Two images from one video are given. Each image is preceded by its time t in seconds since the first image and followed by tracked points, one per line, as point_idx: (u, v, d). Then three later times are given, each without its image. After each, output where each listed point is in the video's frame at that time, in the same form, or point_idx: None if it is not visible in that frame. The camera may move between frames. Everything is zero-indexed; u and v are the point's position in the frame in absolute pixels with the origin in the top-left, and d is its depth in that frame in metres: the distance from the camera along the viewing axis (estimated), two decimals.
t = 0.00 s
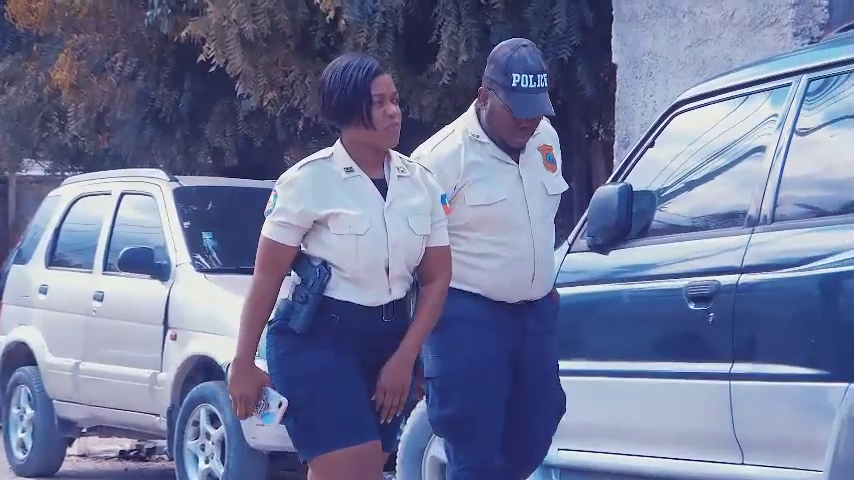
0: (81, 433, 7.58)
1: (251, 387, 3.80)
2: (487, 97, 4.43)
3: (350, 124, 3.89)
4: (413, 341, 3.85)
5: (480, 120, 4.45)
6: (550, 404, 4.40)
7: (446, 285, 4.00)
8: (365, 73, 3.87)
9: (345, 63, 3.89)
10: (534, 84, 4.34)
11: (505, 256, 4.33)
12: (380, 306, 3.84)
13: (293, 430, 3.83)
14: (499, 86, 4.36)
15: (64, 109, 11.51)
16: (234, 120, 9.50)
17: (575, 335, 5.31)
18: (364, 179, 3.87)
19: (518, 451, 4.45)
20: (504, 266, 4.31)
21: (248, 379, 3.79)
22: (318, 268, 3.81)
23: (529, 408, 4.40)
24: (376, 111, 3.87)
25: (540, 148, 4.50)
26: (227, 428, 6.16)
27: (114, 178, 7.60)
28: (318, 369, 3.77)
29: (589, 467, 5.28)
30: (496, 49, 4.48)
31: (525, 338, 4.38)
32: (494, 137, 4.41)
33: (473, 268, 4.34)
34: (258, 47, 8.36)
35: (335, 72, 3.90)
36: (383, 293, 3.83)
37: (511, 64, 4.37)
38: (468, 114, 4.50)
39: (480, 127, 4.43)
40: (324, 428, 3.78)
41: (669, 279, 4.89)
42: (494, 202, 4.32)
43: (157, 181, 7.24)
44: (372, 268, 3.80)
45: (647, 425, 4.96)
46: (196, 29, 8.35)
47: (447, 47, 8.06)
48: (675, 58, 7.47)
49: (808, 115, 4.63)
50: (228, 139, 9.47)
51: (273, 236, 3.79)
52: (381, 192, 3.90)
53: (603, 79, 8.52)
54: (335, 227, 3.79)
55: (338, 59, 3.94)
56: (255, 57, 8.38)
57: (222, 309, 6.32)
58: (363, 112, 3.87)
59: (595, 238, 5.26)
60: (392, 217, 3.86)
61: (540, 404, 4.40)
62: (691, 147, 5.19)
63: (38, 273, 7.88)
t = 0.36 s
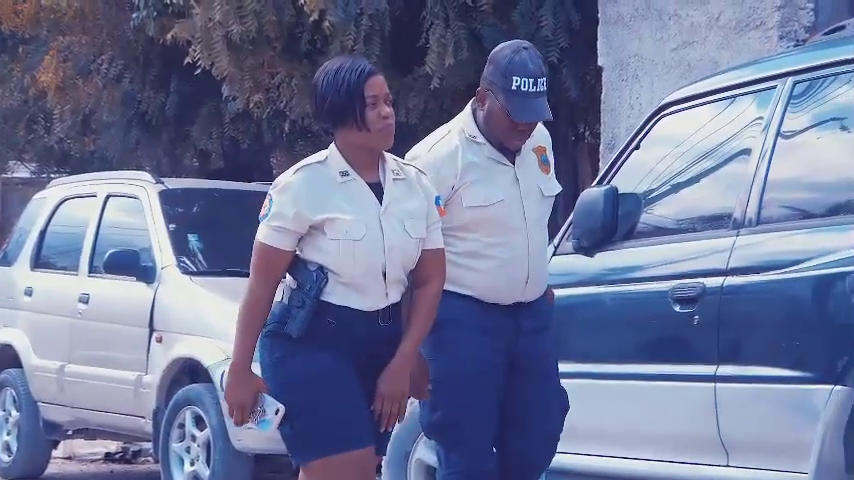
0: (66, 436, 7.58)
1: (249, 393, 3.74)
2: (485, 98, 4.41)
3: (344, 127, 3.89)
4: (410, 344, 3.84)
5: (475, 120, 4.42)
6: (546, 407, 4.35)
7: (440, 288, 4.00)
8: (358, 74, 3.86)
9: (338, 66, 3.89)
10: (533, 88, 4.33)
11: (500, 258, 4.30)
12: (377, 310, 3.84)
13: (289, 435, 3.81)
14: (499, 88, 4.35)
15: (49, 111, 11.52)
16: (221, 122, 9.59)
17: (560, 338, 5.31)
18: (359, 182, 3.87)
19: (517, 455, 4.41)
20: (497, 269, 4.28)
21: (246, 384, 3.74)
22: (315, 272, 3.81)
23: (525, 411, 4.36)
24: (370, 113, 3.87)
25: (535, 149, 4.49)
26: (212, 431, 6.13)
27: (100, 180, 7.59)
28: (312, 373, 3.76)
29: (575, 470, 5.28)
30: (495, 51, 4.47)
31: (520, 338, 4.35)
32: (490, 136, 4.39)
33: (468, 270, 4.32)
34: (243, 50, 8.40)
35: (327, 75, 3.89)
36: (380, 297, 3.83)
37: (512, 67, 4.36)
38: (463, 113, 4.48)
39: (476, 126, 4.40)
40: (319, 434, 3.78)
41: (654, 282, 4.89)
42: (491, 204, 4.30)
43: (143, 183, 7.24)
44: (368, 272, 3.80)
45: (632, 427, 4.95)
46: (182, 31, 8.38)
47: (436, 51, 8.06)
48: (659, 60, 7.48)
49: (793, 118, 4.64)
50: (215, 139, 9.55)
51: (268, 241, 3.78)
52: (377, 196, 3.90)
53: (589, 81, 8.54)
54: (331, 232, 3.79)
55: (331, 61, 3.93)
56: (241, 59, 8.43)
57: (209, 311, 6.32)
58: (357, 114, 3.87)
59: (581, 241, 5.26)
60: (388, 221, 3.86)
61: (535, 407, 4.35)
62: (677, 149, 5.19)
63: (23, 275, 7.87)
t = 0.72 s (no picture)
0: (43, 440, 7.57)
1: (241, 399, 3.64)
2: (479, 101, 4.33)
3: (332, 126, 3.82)
4: (405, 347, 3.79)
5: (468, 122, 4.34)
6: (537, 416, 4.20)
7: (430, 289, 3.94)
8: (346, 73, 3.79)
9: (325, 64, 3.81)
10: (529, 91, 4.25)
11: (491, 257, 4.23)
12: (369, 312, 3.78)
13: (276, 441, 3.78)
14: (495, 91, 4.26)
15: (28, 114, 11.51)
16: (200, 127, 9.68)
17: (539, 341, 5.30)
18: (349, 183, 3.80)
19: (510, 468, 4.27)
20: (488, 272, 4.20)
21: (238, 390, 3.63)
22: (307, 273, 3.73)
23: (516, 419, 4.23)
24: (359, 112, 3.79)
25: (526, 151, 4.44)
26: (191, 436, 6.12)
27: (78, 184, 7.58)
28: (306, 377, 3.70)
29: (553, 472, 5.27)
30: (491, 53, 4.38)
31: (509, 342, 4.25)
32: (482, 140, 4.30)
33: (459, 269, 4.23)
34: (222, 52, 8.43)
35: (314, 73, 3.81)
36: (373, 299, 3.77)
37: (508, 69, 4.27)
38: (455, 114, 4.39)
39: (468, 127, 4.32)
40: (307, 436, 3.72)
41: (631, 284, 4.89)
42: (482, 205, 4.22)
43: (122, 187, 7.23)
44: (361, 273, 3.74)
45: (610, 430, 4.94)
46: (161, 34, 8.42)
47: (418, 54, 8.06)
48: (640, 63, 7.56)
49: (771, 121, 4.63)
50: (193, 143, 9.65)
51: (258, 243, 3.70)
52: (368, 196, 3.83)
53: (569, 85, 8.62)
54: (324, 233, 3.72)
55: (318, 60, 3.85)
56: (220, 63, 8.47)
57: (187, 316, 6.31)
58: (346, 113, 3.79)
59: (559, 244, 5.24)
60: (380, 221, 3.80)
61: (526, 416, 4.21)
62: (657, 152, 5.16)
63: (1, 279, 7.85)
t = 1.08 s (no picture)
0: (21, 442, 7.57)
1: (235, 400, 3.54)
2: (471, 102, 4.25)
3: (316, 122, 3.71)
4: (399, 343, 3.74)
5: (459, 123, 4.26)
6: (525, 417, 4.14)
7: (418, 287, 3.85)
8: (333, 69, 3.69)
9: (310, 60, 3.71)
10: (521, 94, 4.18)
11: (481, 259, 4.16)
12: (357, 310, 3.66)
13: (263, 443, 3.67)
14: (488, 93, 4.19)
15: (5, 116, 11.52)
16: (177, 129, 9.68)
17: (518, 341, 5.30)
18: (336, 180, 3.68)
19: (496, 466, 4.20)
20: (478, 272, 4.13)
21: (231, 391, 3.53)
22: (294, 271, 3.62)
23: (503, 422, 4.16)
24: (345, 109, 3.69)
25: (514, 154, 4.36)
26: (169, 438, 6.11)
27: (55, 187, 7.58)
28: (293, 377, 3.60)
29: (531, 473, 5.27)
30: (484, 54, 4.30)
31: (495, 343, 4.18)
32: (473, 142, 4.23)
33: (449, 271, 4.15)
34: (201, 57, 8.45)
35: (299, 69, 3.71)
36: (362, 297, 3.66)
37: (501, 71, 4.20)
38: (443, 115, 4.31)
39: (458, 128, 4.24)
40: (295, 436, 3.62)
41: (609, 285, 4.89)
42: (473, 207, 4.15)
43: (99, 190, 7.22)
44: (349, 271, 3.63)
45: (589, 431, 4.94)
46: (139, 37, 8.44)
47: (398, 57, 8.08)
48: (618, 65, 7.58)
49: (748, 123, 4.64)
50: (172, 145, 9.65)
51: (245, 242, 3.59)
52: (355, 193, 3.71)
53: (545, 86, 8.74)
54: (312, 230, 3.61)
55: (302, 57, 3.75)
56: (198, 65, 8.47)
57: (166, 321, 6.28)
58: (332, 109, 3.69)
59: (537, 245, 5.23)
60: (368, 218, 3.68)
61: (512, 418, 4.14)
62: (634, 154, 5.16)
63: None
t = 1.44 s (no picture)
0: None
1: (231, 399, 3.48)
2: (465, 104, 4.21)
3: (304, 119, 3.64)
4: (391, 345, 3.70)
5: (451, 124, 4.22)
6: (510, 421, 4.13)
7: (409, 283, 3.80)
8: (321, 65, 3.62)
9: (298, 56, 3.64)
10: (516, 98, 4.15)
11: (473, 261, 4.14)
12: (347, 309, 3.60)
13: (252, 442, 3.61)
14: (484, 96, 4.16)
15: None
16: (156, 130, 9.67)
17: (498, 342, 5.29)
18: (323, 177, 3.61)
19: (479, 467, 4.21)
20: (468, 273, 4.12)
21: (226, 391, 3.47)
22: (283, 269, 3.56)
23: (488, 425, 4.16)
24: (333, 105, 3.63)
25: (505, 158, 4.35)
26: (148, 439, 6.10)
27: (34, 187, 7.57)
28: (283, 377, 3.53)
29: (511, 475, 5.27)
30: (479, 57, 4.27)
31: (481, 346, 4.17)
32: (466, 144, 4.19)
33: (441, 274, 4.13)
34: (181, 57, 8.48)
35: (286, 65, 3.65)
36: (351, 296, 3.60)
37: (496, 75, 4.17)
38: (436, 116, 4.28)
39: (451, 130, 4.20)
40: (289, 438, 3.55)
41: (589, 287, 4.89)
42: (468, 210, 4.12)
43: (78, 190, 7.22)
44: (337, 268, 3.57)
45: (569, 432, 4.94)
46: (118, 39, 8.46)
47: (380, 59, 8.10)
48: (597, 66, 7.59)
49: (729, 124, 4.65)
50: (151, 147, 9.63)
51: (233, 241, 3.53)
52: (343, 190, 3.64)
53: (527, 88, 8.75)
54: (302, 228, 3.54)
55: (289, 53, 3.69)
56: (176, 66, 8.51)
57: (145, 322, 6.27)
58: (319, 105, 3.63)
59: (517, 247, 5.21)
60: (357, 214, 3.62)
61: (498, 422, 4.14)
62: (615, 154, 5.16)
63: None
